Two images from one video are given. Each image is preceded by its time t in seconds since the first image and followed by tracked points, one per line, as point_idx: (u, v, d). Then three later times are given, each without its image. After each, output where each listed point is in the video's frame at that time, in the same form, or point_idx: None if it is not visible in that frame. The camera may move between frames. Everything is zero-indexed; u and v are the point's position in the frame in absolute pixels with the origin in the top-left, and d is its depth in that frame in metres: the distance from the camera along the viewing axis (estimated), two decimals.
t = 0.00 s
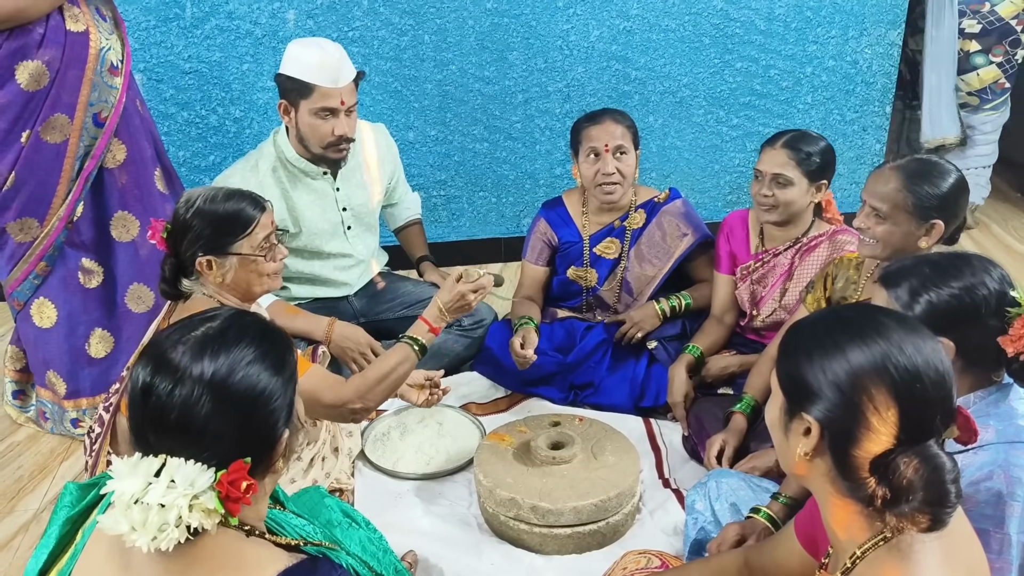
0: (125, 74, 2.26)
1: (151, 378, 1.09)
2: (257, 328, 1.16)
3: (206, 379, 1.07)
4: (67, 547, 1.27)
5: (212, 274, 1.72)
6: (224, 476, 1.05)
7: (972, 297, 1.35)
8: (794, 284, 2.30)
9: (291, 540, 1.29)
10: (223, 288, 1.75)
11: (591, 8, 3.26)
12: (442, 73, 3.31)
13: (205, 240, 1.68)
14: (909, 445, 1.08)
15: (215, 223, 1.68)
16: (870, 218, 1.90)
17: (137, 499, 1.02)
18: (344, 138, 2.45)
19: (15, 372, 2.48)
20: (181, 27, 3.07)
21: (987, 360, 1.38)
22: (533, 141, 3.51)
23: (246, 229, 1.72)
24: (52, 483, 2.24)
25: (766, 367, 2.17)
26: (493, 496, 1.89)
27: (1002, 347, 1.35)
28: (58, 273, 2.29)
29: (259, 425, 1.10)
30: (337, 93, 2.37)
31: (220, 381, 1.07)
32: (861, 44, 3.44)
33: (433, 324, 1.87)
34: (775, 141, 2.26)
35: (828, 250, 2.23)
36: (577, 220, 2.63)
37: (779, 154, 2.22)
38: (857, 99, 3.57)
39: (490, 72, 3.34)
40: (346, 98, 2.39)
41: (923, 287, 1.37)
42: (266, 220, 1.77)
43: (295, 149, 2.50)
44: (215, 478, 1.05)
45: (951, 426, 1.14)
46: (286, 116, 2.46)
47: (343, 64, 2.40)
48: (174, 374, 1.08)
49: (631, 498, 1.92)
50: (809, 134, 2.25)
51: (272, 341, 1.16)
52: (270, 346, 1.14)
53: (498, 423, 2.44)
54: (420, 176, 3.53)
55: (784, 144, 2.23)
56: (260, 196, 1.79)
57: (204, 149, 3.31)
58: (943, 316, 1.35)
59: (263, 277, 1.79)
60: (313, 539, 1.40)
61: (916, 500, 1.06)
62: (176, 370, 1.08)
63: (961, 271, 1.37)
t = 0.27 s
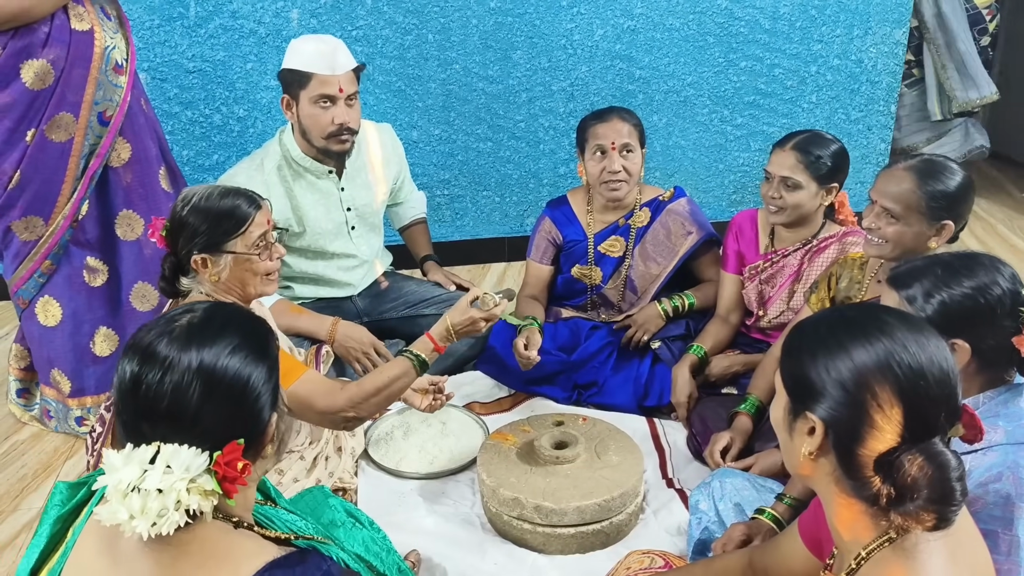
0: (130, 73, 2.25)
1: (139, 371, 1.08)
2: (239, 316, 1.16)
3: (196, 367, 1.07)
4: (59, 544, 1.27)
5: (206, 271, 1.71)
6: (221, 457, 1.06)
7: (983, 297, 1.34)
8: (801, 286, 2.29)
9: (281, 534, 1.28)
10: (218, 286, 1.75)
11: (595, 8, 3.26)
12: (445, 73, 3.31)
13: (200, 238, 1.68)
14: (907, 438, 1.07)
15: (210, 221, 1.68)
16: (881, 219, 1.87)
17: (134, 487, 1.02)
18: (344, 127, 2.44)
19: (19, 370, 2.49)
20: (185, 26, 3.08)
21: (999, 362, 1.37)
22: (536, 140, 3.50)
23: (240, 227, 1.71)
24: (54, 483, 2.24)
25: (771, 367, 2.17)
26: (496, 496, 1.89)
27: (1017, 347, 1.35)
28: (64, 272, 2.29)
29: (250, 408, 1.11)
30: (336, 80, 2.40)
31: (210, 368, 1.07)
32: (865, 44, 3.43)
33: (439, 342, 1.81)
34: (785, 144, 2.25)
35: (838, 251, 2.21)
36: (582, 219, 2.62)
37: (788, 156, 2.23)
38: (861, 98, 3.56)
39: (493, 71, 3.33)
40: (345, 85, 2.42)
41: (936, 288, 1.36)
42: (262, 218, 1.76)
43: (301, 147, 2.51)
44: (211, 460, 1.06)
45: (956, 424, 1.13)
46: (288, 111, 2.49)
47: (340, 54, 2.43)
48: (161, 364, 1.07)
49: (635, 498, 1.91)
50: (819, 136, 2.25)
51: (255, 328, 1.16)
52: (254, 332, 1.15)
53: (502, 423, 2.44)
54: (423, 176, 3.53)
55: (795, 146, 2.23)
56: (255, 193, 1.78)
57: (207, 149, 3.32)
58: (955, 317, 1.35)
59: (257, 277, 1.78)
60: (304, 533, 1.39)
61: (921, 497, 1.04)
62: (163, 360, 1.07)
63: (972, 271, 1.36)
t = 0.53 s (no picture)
0: (135, 73, 2.25)
1: (110, 360, 1.08)
2: (211, 306, 1.16)
3: (168, 353, 1.07)
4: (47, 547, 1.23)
5: (214, 270, 1.72)
6: (196, 439, 1.06)
7: (989, 298, 1.34)
8: (805, 286, 2.29)
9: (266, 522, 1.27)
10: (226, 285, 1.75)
11: (599, 8, 3.26)
12: (449, 72, 3.31)
13: (207, 237, 1.68)
14: (903, 432, 1.07)
15: (216, 220, 1.68)
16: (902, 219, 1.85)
17: (111, 472, 1.02)
18: (351, 124, 2.45)
19: (25, 369, 2.45)
20: (189, 26, 3.09)
21: (1005, 363, 1.37)
22: (540, 139, 3.50)
23: (247, 226, 1.72)
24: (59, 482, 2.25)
25: (775, 367, 2.17)
26: (500, 496, 1.89)
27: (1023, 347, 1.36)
28: (69, 271, 2.29)
29: (223, 393, 1.10)
30: (341, 76, 2.41)
31: (183, 355, 1.07)
32: (870, 43, 3.43)
33: (451, 346, 1.88)
34: (789, 145, 2.25)
35: (841, 251, 2.23)
36: (584, 219, 2.62)
37: (792, 157, 2.23)
38: (866, 97, 3.55)
39: (497, 71, 3.34)
40: (351, 82, 2.42)
41: (943, 289, 1.36)
42: (268, 217, 1.77)
43: (309, 148, 2.53)
44: (187, 443, 1.06)
45: (962, 423, 1.13)
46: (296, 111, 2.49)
47: (343, 49, 2.44)
48: (132, 353, 1.07)
49: (638, 497, 1.92)
50: (823, 136, 2.25)
51: (227, 317, 1.16)
52: (225, 321, 1.15)
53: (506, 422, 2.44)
54: (427, 175, 3.54)
55: (798, 146, 2.23)
56: (261, 192, 1.79)
57: (212, 148, 3.33)
58: (961, 317, 1.35)
59: (265, 275, 1.79)
60: (290, 522, 1.38)
61: (927, 497, 1.04)
62: (134, 348, 1.08)
63: (979, 272, 1.36)
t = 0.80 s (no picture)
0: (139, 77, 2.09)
1: (94, 356, 1.09)
2: (196, 303, 1.16)
3: (150, 348, 1.07)
4: (44, 545, 1.23)
5: (230, 272, 1.73)
6: (179, 431, 1.05)
7: (994, 300, 1.34)
8: (808, 287, 2.29)
9: (259, 517, 1.27)
10: (241, 286, 1.77)
11: (602, 8, 3.26)
12: (452, 73, 3.32)
13: (219, 239, 1.69)
14: (899, 430, 1.07)
15: (228, 222, 1.69)
16: (940, 216, 1.86)
17: (96, 466, 1.02)
18: (361, 126, 2.45)
19: (28, 371, 2.25)
20: (193, 27, 3.09)
21: (1009, 365, 1.37)
22: (544, 140, 3.50)
23: (259, 227, 1.73)
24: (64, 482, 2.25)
25: (778, 367, 2.17)
26: (503, 496, 1.89)
27: None
28: (77, 274, 2.10)
29: (206, 389, 1.10)
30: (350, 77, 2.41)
31: (165, 349, 1.07)
32: (874, 44, 3.42)
33: (466, 323, 1.90)
34: (791, 147, 2.24)
35: (844, 251, 2.22)
36: (587, 220, 2.62)
37: (794, 158, 2.22)
38: (870, 98, 3.54)
39: (501, 71, 3.34)
40: (359, 83, 2.43)
41: (947, 291, 1.36)
42: (279, 217, 1.78)
43: (317, 149, 2.53)
44: (171, 436, 1.05)
45: (965, 424, 1.13)
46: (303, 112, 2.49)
47: (352, 49, 2.44)
48: (115, 349, 1.08)
49: (641, 498, 1.92)
50: (825, 137, 2.25)
51: (213, 313, 1.16)
52: (209, 316, 1.15)
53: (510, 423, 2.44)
54: (431, 176, 3.55)
55: (800, 148, 2.22)
56: (269, 193, 1.80)
57: (216, 149, 3.33)
58: (966, 319, 1.35)
59: (279, 274, 1.81)
60: (285, 517, 1.38)
61: (929, 497, 1.04)
62: (118, 344, 1.08)
63: (983, 273, 1.36)
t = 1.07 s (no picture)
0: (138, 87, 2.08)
1: (96, 355, 1.09)
2: (199, 302, 1.16)
3: (153, 346, 1.07)
4: (48, 544, 1.24)
5: (238, 270, 1.73)
6: (182, 430, 1.05)
7: (999, 301, 1.33)
8: (814, 287, 2.29)
9: (262, 515, 1.27)
10: (248, 284, 1.77)
11: (607, 8, 3.26)
12: (457, 73, 3.32)
13: (228, 239, 1.69)
14: (900, 430, 1.07)
15: (237, 222, 1.69)
16: (953, 213, 1.85)
17: (99, 463, 1.02)
18: (367, 127, 2.46)
19: (23, 378, 2.20)
20: (199, 28, 3.10)
21: (1014, 365, 1.36)
22: (548, 141, 3.50)
23: (267, 225, 1.74)
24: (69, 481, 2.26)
25: (782, 368, 2.16)
26: (507, 496, 1.89)
27: None
28: (71, 283, 2.07)
29: (207, 388, 1.10)
30: (357, 79, 2.41)
31: (168, 348, 1.07)
32: (878, 44, 3.41)
33: (472, 320, 1.92)
34: (796, 147, 2.24)
35: (850, 251, 2.22)
36: (591, 220, 2.62)
37: (799, 159, 2.22)
38: (874, 98, 3.53)
39: (505, 72, 3.34)
40: (367, 85, 2.42)
41: (953, 292, 1.36)
42: (285, 216, 1.79)
43: (322, 149, 2.54)
44: (174, 434, 1.05)
45: (968, 424, 1.13)
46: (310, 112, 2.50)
47: (360, 51, 2.44)
48: (117, 348, 1.08)
49: (644, 499, 1.91)
50: (830, 137, 2.24)
51: (217, 313, 1.16)
52: (211, 316, 1.15)
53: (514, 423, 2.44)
54: (435, 176, 3.55)
55: (805, 149, 2.22)
56: (276, 193, 1.80)
57: (221, 149, 3.34)
58: (971, 319, 1.34)
59: (286, 272, 1.82)
60: (288, 515, 1.38)
61: (932, 496, 1.04)
62: (120, 342, 1.08)
63: (989, 274, 1.36)
